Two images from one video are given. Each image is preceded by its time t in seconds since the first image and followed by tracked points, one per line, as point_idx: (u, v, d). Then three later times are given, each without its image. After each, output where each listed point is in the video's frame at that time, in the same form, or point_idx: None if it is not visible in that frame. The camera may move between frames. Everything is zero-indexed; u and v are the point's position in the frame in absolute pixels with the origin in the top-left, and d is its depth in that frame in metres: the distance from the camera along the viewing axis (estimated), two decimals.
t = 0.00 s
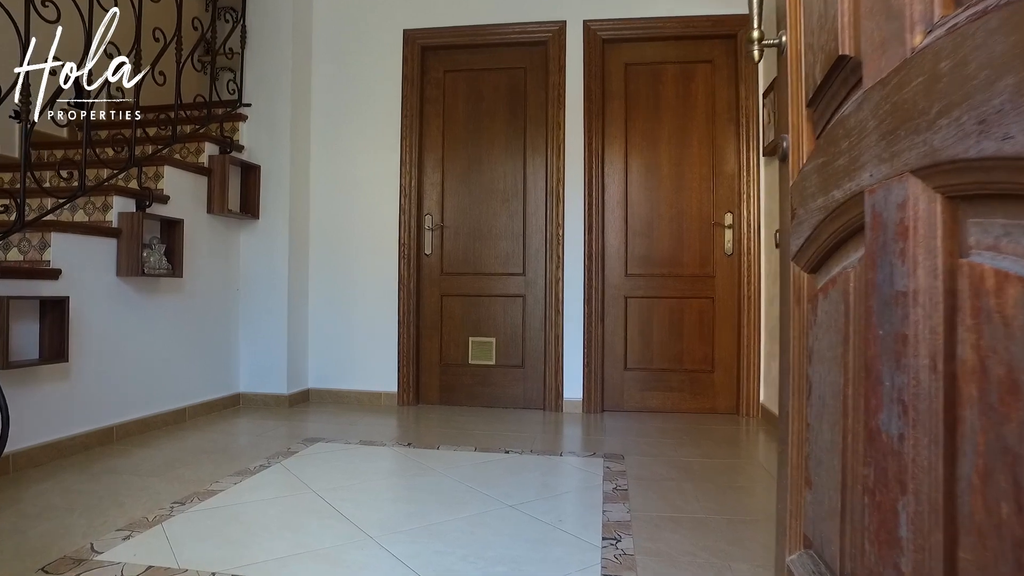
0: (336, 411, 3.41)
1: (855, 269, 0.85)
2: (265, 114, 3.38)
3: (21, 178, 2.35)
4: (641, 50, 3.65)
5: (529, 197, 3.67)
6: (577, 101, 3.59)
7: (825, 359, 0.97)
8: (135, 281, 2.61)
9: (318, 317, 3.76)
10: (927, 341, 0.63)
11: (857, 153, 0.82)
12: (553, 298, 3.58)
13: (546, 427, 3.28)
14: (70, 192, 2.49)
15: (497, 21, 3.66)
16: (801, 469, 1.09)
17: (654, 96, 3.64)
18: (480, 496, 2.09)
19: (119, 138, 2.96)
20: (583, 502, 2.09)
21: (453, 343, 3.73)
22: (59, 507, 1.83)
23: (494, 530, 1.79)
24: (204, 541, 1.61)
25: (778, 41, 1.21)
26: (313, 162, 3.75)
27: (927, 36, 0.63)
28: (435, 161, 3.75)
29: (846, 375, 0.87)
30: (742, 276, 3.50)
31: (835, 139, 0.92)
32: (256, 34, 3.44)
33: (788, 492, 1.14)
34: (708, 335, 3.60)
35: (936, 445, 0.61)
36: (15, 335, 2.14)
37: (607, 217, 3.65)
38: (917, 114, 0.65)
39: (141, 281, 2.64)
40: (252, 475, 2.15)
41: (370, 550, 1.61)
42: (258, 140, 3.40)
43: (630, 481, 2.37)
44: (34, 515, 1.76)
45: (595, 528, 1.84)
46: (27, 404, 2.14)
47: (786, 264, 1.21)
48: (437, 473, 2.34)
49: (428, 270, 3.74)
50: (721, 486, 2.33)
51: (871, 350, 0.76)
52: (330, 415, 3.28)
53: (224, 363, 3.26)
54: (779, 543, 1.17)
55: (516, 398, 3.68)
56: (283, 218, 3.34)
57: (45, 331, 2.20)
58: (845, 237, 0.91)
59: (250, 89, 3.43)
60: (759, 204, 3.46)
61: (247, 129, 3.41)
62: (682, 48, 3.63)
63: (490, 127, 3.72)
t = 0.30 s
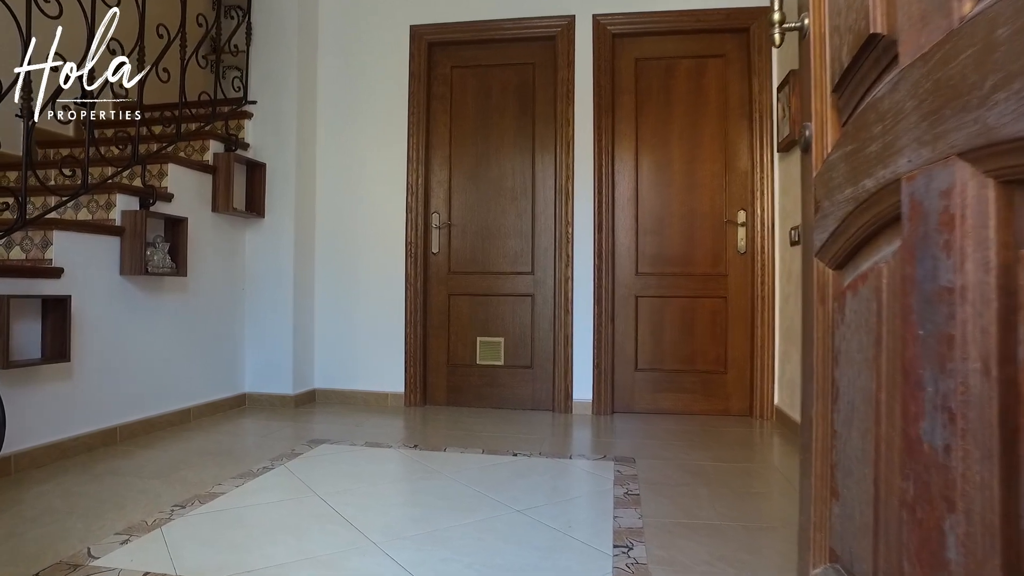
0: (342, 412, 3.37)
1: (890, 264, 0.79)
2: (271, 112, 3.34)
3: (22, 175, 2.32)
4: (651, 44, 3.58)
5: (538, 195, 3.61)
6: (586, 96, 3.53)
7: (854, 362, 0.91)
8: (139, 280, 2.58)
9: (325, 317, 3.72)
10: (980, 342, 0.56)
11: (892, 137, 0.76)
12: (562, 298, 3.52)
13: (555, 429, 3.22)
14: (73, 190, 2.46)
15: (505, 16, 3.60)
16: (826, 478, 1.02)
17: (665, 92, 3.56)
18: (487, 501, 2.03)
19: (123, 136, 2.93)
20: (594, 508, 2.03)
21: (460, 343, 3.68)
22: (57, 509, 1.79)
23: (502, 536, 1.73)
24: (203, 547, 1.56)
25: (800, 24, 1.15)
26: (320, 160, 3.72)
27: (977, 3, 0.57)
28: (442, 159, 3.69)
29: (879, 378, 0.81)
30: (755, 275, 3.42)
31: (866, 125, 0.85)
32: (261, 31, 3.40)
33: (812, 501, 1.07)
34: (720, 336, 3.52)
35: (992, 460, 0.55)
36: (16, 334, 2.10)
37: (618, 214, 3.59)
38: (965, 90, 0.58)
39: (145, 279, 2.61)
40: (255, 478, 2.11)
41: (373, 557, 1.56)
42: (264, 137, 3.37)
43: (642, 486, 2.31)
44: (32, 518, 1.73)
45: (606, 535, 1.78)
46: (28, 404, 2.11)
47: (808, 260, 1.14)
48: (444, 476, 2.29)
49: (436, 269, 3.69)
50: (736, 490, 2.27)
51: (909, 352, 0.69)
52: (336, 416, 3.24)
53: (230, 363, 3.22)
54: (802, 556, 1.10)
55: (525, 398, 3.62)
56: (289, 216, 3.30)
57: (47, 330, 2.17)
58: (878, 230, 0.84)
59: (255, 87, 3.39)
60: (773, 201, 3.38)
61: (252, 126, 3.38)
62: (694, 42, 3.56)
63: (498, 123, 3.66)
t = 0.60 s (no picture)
0: (357, 413, 3.34)
1: (944, 257, 0.73)
2: (286, 110, 3.32)
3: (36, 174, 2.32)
4: (671, 38, 3.51)
5: (555, 193, 3.56)
6: (604, 92, 3.46)
7: (900, 364, 0.84)
8: (153, 279, 2.56)
9: (340, 317, 3.69)
10: None
11: (947, 119, 0.69)
12: (581, 297, 3.45)
13: (573, 431, 3.16)
14: (87, 188, 2.46)
15: (521, 11, 3.55)
16: (867, 489, 0.96)
17: (685, 87, 3.49)
18: (504, 505, 1.98)
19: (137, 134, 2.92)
20: (614, 513, 1.97)
21: (476, 343, 3.63)
22: (68, 511, 1.77)
23: (520, 543, 1.68)
24: (213, 551, 1.53)
25: (836, 4, 1.08)
26: (335, 159, 3.69)
27: None
28: (458, 157, 3.65)
29: (931, 382, 0.74)
30: (779, 274, 3.33)
31: (914, 107, 0.79)
32: (276, 29, 3.39)
33: (850, 512, 1.00)
34: (743, 336, 3.44)
35: None
36: (29, 333, 2.09)
37: (637, 213, 3.52)
38: None
39: (159, 279, 2.59)
40: (267, 480, 2.08)
41: (387, 563, 1.51)
42: (278, 136, 3.35)
43: (663, 490, 2.24)
44: (43, 520, 1.71)
45: (627, 543, 1.72)
46: (42, 403, 2.10)
47: (845, 255, 1.07)
48: (459, 479, 2.24)
49: (452, 268, 3.65)
50: (761, 496, 2.19)
51: (969, 354, 0.63)
52: (351, 417, 3.21)
53: (245, 363, 3.21)
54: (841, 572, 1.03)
55: (542, 400, 3.56)
56: (304, 215, 3.27)
57: (61, 329, 2.16)
58: (929, 221, 0.78)
59: (270, 85, 3.37)
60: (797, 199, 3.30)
61: (267, 125, 3.36)
62: (715, 36, 3.47)
63: (515, 120, 3.61)
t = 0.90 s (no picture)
0: (374, 414, 3.31)
1: (1003, 255, 0.66)
2: (302, 109, 3.31)
3: (54, 174, 2.32)
4: (692, 33, 3.43)
5: (574, 191, 3.50)
6: (624, 89, 3.40)
7: (949, 371, 0.78)
8: (170, 279, 2.56)
9: (357, 317, 3.67)
10: None
11: (1009, 103, 0.63)
12: (600, 298, 3.39)
13: (592, 433, 3.11)
14: (103, 188, 2.46)
15: (539, 7, 3.50)
16: (909, 504, 0.89)
17: (707, 82, 3.41)
18: (522, 511, 1.93)
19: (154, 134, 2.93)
20: (635, 520, 1.92)
21: (494, 344, 3.59)
22: (83, 512, 1.76)
23: (538, 550, 1.63)
24: (225, 556, 1.51)
25: None
26: (352, 159, 3.67)
27: None
28: (476, 155, 3.61)
29: (988, 392, 0.68)
30: (804, 273, 3.24)
31: (966, 91, 0.72)
32: (293, 28, 3.38)
33: (891, 527, 0.94)
34: (766, 337, 3.35)
35: None
36: (47, 333, 2.09)
37: (658, 211, 3.45)
38: None
39: (176, 278, 2.59)
40: (282, 482, 2.06)
41: (401, 570, 1.48)
42: (295, 135, 3.34)
43: (686, 496, 2.18)
44: (58, 521, 1.70)
45: (650, 551, 1.66)
46: (59, 403, 2.10)
47: (884, 253, 1.01)
48: (476, 483, 2.20)
49: (469, 268, 3.61)
50: (788, 503, 2.12)
51: None
52: (368, 418, 3.18)
53: (262, 363, 3.20)
54: None
55: (561, 401, 3.51)
56: (321, 214, 3.26)
57: (77, 329, 2.15)
58: (984, 215, 0.71)
59: (287, 84, 3.36)
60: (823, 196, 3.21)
61: (283, 124, 3.35)
62: (738, 30, 3.39)
63: (533, 118, 3.56)
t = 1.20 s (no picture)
0: (394, 414, 3.30)
1: None
2: (322, 109, 3.31)
3: (77, 175, 2.34)
4: (716, 28, 3.36)
5: (595, 190, 3.45)
6: (646, 86, 3.35)
7: (999, 379, 0.73)
8: (190, 279, 2.57)
9: (377, 317, 3.66)
10: None
11: None
12: (622, 298, 3.34)
13: (614, 436, 3.06)
14: (125, 189, 2.48)
15: (558, 3, 3.46)
16: (952, 519, 0.84)
17: (731, 79, 3.34)
18: (541, 516, 1.90)
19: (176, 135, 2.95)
20: (657, 527, 1.87)
21: (515, 344, 3.56)
22: (104, 511, 1.77)
23: (558, 557, 1.60)
24: (241, 558, 1.50)
25: None
26: (372, 158, 3.67)
27: None
28: (496, 154, 3.59)
29: None
30: (831, 273, 3.16)
31: (1019, 78, 0.67)
32: (312, 28, 3.38)
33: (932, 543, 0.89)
34: (792, 339, 3.27)
35: None
36: (70, 332, 2.12)
37: (680, 210, 3.39)
38: None
39: (196, 279, 2.60)
40: (301, 483, 2.05)
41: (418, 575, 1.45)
42: (315, 135, 3.34)
43: (710, 502, 2.12)
44: (79, 520, 1.71)
45: (672, 559, 1.62)
46: (81, 403, 2.12)
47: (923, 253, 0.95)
48: (495, 487, 2.17)
49: (490, 268, 3.58)
50: (817, 510, 2.05)
51: None
52: (388, 418, 3.17)
53: (282, 363, 3.21)
54: None
55: (582, 402, 3.47)
56: (340, 214, 3.26)
57: (99, 329, 2.18)
58: None
59: (307, 84, 3.37)
60: (851, 194, 3.12)
61: (303, 124, 3.36)
62: (763, 25, 3.31)
63: (553, 116, 3.52)
